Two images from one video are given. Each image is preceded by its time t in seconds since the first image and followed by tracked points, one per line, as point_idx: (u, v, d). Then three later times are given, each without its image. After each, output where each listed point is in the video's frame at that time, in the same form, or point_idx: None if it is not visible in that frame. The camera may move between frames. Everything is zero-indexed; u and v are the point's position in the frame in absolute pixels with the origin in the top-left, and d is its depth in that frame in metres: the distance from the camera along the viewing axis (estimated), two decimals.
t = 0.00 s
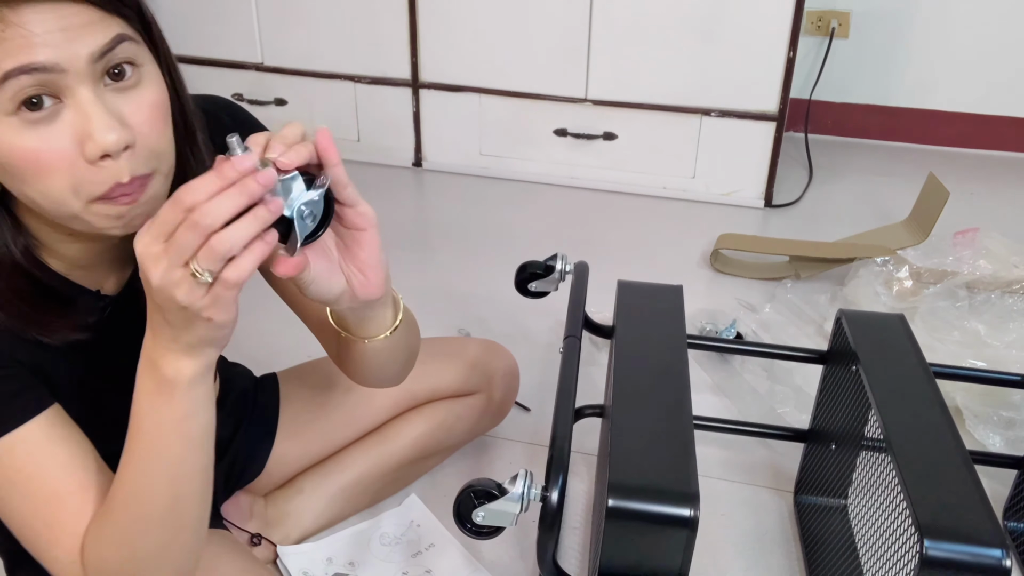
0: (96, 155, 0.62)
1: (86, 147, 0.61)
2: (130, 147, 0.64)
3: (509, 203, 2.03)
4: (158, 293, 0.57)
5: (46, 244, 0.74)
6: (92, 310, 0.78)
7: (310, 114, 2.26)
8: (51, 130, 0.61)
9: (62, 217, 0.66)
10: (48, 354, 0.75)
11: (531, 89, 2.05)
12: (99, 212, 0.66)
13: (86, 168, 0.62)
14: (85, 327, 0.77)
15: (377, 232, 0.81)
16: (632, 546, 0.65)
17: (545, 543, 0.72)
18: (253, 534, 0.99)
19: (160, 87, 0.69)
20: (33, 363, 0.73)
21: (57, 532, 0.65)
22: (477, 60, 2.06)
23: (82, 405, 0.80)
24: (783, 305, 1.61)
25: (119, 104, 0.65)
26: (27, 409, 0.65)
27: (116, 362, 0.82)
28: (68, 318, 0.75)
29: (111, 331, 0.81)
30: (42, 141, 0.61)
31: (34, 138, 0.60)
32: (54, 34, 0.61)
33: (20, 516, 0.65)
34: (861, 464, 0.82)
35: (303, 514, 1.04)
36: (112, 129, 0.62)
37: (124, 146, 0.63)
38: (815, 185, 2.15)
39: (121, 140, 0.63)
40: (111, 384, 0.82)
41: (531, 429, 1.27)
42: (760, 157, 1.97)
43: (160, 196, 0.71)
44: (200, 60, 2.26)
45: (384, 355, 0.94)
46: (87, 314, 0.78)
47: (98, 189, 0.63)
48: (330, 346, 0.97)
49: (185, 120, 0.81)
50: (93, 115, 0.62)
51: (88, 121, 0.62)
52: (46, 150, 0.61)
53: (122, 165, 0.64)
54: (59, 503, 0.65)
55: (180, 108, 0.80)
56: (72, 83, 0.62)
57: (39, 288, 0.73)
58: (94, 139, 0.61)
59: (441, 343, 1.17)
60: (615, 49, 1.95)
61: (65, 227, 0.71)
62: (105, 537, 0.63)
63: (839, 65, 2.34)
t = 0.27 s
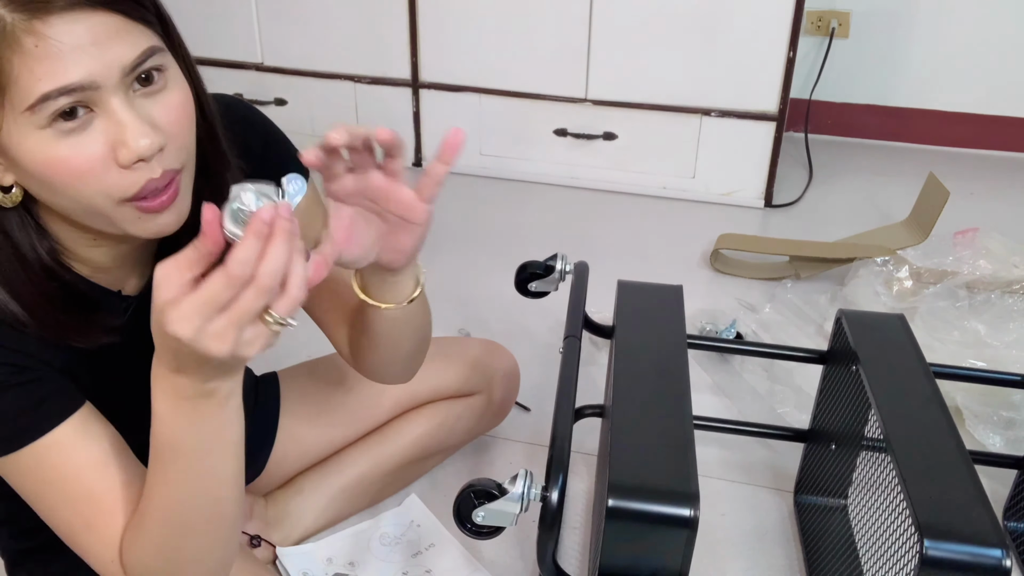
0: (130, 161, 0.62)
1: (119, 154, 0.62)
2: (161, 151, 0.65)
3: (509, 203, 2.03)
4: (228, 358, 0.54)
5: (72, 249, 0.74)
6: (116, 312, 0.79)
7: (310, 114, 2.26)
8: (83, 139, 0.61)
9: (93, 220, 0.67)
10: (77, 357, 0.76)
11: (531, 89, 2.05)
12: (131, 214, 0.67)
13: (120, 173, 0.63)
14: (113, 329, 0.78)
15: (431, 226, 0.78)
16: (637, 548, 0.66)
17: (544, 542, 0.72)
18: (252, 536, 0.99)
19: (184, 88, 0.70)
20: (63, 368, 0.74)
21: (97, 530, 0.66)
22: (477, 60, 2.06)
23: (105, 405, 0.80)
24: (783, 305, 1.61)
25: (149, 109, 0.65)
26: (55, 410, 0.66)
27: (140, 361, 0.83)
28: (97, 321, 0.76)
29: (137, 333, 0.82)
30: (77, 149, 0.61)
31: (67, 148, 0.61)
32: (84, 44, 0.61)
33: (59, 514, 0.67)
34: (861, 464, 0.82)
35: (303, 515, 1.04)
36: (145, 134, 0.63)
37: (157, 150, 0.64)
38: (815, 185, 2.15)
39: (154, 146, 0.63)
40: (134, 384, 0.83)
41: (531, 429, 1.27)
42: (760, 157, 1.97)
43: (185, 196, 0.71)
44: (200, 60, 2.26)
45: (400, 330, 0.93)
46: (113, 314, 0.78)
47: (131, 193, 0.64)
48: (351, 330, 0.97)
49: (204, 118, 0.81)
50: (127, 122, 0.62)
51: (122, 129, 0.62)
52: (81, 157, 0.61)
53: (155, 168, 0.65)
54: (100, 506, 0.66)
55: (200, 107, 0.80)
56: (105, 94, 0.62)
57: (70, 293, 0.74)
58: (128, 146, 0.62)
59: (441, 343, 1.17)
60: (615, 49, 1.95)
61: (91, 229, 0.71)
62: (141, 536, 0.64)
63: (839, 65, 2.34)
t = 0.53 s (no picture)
0: (134, 155, 0.62)
1: (124, 148, 0.62)
2: (165, 146, 0.65)
3: (508, 203, 2.03)
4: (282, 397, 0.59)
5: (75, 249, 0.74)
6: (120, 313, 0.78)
7: (310, 114, 2.26)
8: (88, 132, 0.62)
9: (97, 217, 0.67)
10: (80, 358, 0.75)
11: (531, 89, 2.05)
12: (134, 209, 0.66)
13: (124, 167, 0.63)
14: (118, 331, 0.78)
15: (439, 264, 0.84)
16: (637, 547, 0.65)
17: (545, 542, 0.72)
18: (253, 537, 0.99)
19: (192, 86, 0.70)
20: (67, 371, 0.74)
21: (104, 539, 0.67)
22: (476, 60, 2.06)
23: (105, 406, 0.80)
24: (783, 305, 1.60)
25: (154, 107, 0.66)
26: (66, 411, 0.67)
27: (143, 361, 0.82)
28: (101, 323, 0.75)
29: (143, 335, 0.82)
30: (81, 144, 0.61)
31: (73, 142, 0.61)
32: (92, 39, 0.61)
33: (62, 524, 0.67)
34: (861, 463, 0.82)
35: (303, 515, 1.04)
36: (151, 129, 0.63)
37: (161, 145, 0.64)
38: (815, 185, 2.15)
39: (158, 141, 0.63)
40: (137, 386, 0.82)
41: (531, 429, 1.27)
42: (760, 157, 1.97)
43: (191, 196, 0.72)
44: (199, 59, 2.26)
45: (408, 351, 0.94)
46: (116, 317, 0.78)
47: (134, 187, 0.64)
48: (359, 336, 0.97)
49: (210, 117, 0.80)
50: (132, 117, 0.62)
51: (127, 123, 0.62)
52: (86, 152, 0.61)
53: (158, 162, 0.65)
54: (104, 513, 0.67)
55: (206, 106, 0.80)
56: (112, 90, 0.62)
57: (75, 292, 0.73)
58: (134, 140, 0.62)
59: (442, 344, 1.17)
60: (615, 49, 1.95)
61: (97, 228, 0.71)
62: (148, 547, 0.65)
63: (839, 65, 2.34)
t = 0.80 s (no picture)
0: (123, 154, 0.62)
1: (112, 147, 0.62)
2: (154, 145, 0.65)
3: (508, 203, 2.03)
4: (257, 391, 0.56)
5: (66, 249, 0.74)
6: (110, 312, 0.78)
7: (310, 114, 2.26)
8: (77, 130, 0.62)
9: (87, 217, 0.67)
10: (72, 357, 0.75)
11: (531, 89, 2.05)
12: (124, 207, 0.67)
13: (112, 165, 0.63)
14: (110, 332, 0.78)
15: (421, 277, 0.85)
16: (635, 547, 0.65)
17: (545, 542, 0.72)
18: (253, 536, 0.99)
19: (183, 85, 0.70)
20: (56, 369, 0.74)
21: (89, 538, 0.67)
22: (477, 60, 2.06)
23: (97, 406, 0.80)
24: (783, 305, 1.60)
25: (144, 106, 0.66)
26: (54, 413, 0.67)
27: (135, 361, 0.82)
28: (91, 322, 0.75)
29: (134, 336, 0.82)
30: (70, 142, 0.61)
31: (61, 140, 0.61)
32: (81, 38, 0.61)
33: (48, 524, 0.67)
34: (861, 463, 0.82)
35: (303, 515, 1.04)
36: (139, 128, 0.63)
37: (150, 144, 0.64)
38: (815, 185, 2.15)
39: (146, 139, 0.64)
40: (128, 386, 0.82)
41: (531, 429, 1.27)
42: (760, 157, 1.97)
43: (180, 195, 0.72)
44: (199, 60, 2.26)
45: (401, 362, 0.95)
46: (106, 317, 0.78)
47: (122, 186, 0.64)
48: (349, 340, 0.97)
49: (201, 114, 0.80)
50: (121, 116, 0.63)
51: (116, 122, 0.62)
52: (74, 150, 0.61)
53: (147, 161, 0.65)
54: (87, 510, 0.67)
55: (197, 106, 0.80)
56: (101, 89, 0.62)
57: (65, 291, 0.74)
58: (123, 139, 0.62)
59: (441, 344, 1.17)
60: (615, 49, 1.95)
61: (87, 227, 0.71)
62: (134, 550, 0.65)
63: (839, 65, 2.34)
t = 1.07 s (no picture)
0: (101, 153, 0.62)
1: (90, 146, 0.62)
2: (133, 144, 0.65)
3: (508, 203, 2.03)
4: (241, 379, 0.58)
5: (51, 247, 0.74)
6: (98, 310, 0.78)
7: (310, 114, 2.25)
8: (55, 129, 0.62)
9: (67, 213, 0.67)
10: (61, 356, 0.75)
11: (531, 89, 2.05)
12: (103, 206, 0.67)
13: (87, 165, 0.63)
14: (94, 328, 0.78)
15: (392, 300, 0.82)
16: (632, 547, 0.65)
17: (545, 542, 0.72)
18: (252, 535, 0.99)
19: (165, 85, 0.70)
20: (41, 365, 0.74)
21: (76, 536, 0.67)
22: (477, 60, 2.06)
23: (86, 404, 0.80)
24: (783, 305, 1.60)
25: (124, 104, 0.65)
26: (41, 411, 0.67)
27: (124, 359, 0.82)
28: (76, 319, 0.76)
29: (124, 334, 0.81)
30: (47, 140, 0.61)
31: (38, 138, 0.61)
32: (58, 36, 0.61)
33: (37, 521, 0.68)
34: (861, 463, 0.82)
35: (303, 514, 1.04)
36: (118, 127, 0.63)
37: (128, 143, 0.64)
38: (815, 185, 2.15)
39: (125, 139, 0.64)
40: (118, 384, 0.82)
41: (531, 429, 1.27)
42: (760, 157, 1.97)
43: (162, 192, 0.71)
44: (200, 60, 2.26)
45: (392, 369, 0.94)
46: (92, 315, 0.77)
47: (101, 185, 0.64)
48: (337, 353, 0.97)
49: (186, 113, 0.80)
50: (99, 115, 0.62)
51: (93, 121, 0.62)
52: (51, 149, 0.61)
53: (126, 161, 0.65)
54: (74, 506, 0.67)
55: (182, 103, 0.80)
56: (78, 87, 0.62)
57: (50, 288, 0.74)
58: (99, 138, 0.62)
59: (441, 343, 1.17)
60: (615, 49, 1.95)
61: (74, 226, 0.71)
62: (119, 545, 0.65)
63: (839, 65, 2.34)
